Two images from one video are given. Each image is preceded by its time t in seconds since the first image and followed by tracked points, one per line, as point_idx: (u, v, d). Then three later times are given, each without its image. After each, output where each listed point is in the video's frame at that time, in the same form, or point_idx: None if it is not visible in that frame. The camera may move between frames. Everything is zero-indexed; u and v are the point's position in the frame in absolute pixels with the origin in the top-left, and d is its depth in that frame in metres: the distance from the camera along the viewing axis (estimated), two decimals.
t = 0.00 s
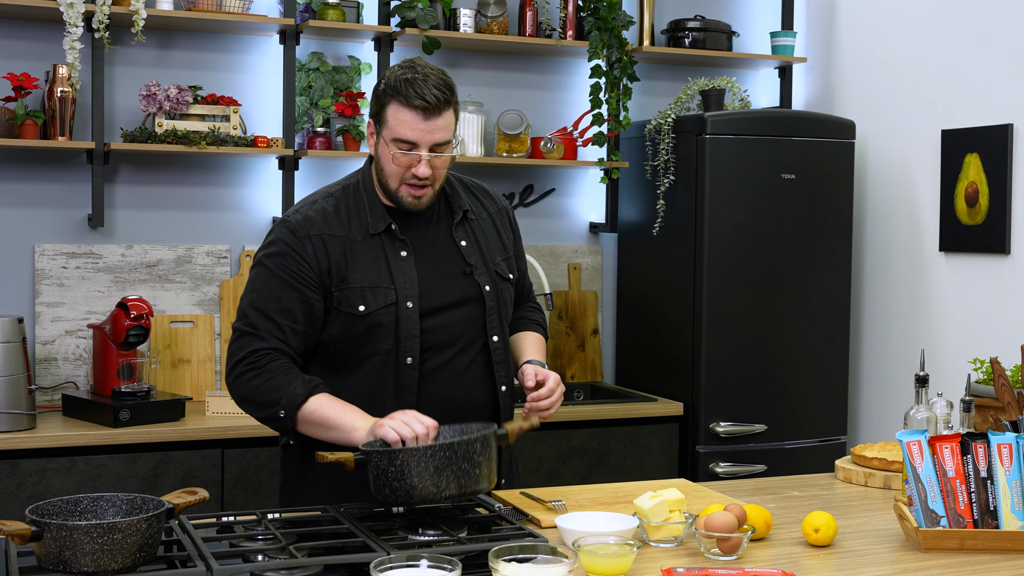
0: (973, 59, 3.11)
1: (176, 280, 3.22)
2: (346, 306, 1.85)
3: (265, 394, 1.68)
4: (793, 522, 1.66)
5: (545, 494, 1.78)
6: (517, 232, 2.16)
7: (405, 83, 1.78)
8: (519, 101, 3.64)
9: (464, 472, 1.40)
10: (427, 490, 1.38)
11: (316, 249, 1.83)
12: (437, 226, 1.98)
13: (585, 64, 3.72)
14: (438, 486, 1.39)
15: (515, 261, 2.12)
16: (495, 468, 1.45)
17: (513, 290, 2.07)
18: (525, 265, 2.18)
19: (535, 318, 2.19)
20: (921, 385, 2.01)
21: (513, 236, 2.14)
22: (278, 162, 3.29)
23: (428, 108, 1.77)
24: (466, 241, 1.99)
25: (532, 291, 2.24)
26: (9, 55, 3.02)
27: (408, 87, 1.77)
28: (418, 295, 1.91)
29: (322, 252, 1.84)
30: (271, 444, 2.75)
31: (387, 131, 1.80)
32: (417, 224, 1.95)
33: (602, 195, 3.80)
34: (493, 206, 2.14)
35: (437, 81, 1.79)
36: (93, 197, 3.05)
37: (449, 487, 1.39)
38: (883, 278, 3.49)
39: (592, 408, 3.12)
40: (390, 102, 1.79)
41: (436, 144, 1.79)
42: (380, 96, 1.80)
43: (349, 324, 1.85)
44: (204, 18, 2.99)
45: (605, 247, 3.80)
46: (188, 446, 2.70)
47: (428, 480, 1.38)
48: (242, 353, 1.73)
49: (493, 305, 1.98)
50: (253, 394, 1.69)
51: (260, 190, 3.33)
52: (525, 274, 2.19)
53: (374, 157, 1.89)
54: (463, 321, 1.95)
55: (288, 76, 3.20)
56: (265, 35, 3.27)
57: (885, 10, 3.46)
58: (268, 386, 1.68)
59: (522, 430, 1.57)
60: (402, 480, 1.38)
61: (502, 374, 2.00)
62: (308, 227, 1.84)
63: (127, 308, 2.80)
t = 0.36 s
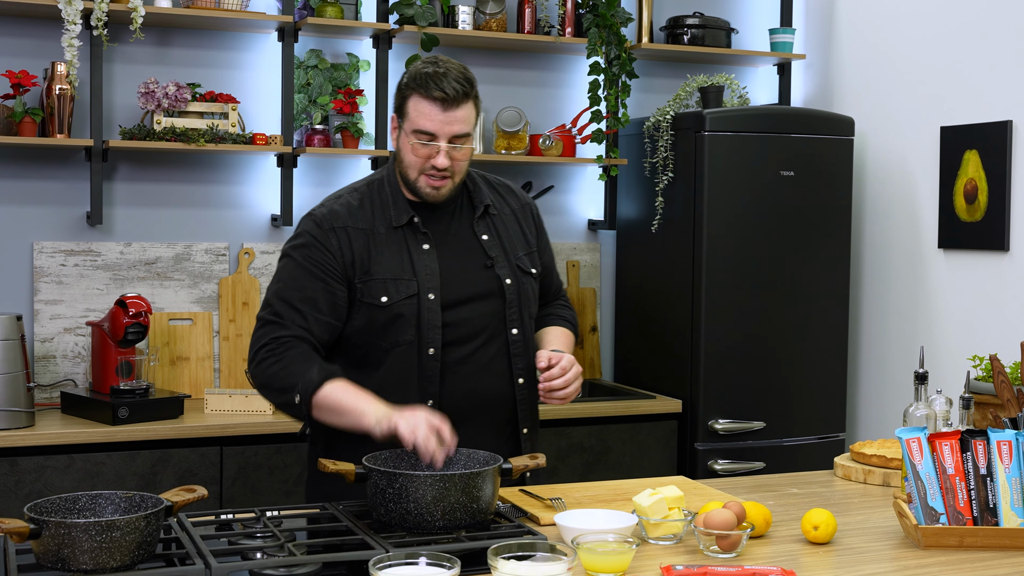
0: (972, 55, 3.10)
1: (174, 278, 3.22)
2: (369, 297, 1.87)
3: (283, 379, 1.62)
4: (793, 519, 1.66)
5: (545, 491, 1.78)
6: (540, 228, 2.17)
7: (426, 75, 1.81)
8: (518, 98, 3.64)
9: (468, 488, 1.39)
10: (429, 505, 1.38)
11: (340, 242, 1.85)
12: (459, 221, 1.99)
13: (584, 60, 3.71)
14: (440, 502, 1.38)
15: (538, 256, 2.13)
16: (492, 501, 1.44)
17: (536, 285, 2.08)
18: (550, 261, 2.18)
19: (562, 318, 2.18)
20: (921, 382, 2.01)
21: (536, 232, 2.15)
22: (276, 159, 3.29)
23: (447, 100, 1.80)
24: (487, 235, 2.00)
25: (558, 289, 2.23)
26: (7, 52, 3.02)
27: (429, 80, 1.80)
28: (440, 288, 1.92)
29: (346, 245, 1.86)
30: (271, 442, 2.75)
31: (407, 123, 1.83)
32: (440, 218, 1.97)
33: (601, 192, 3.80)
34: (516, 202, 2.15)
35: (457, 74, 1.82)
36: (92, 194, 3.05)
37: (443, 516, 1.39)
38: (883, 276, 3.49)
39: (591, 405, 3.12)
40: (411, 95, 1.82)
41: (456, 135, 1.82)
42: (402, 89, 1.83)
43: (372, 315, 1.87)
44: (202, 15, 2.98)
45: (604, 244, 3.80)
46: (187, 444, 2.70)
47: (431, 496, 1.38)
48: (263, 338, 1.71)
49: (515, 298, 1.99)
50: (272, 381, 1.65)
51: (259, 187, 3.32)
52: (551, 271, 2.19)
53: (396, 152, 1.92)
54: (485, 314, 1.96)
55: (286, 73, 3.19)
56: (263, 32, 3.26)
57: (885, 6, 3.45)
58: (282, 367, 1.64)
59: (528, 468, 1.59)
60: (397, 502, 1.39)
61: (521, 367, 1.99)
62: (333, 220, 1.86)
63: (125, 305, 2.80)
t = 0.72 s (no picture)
0: (969, 52, 3.10)
1: (170, 275, 3.22)
2: (414, 281, 1.95)
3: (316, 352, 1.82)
4: (788, 516, 1.67)
5: (540, 488, 1.78)
6: (606, 238, 2.16)
7: (501, 84, 1.80)
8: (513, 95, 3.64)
9: (464, 484, 1.39)
10: (425, 502, 1.38)
11: (393, 226, 1.96)
12: (516, 220, 2.03)
13: (580, 57, 3.71)
14: (437, 498, 1.38)
15: (600, 264, 2.12)
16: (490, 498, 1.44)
17: (592, 293, 2.09)
18: (618, 272, 2.16)
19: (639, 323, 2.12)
20: (916, 378, 2.01)
21: (601, 240, 2.14)
22: (272, 156, 3.29)
23: (515, 115, 1.79)
24: (543, 238, 2.03)
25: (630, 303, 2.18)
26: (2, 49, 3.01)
27: (501, 90, 1.80)
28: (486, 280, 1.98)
29: (399, 230, 1.96)
30: (266, 439, 2.75)
31: (476, 127, 1.84)
32: (499, 217, 2.02)
33: (597, 189, 3.79)
34: (584, 210, 2.14)
35: (531, 89, 1.80)
36: (87, 191, 3.04)
37: (438, 513, 1.39)
38: (879, 273, 3.49)
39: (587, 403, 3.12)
40: (483, 100, 1.83)
41: (518, 148, 1.82)
42: (478, 91, 1.83)
43: (416, 299, 1.95)
44: (196, 12, 2.98)
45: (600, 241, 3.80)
46: (183, 441, 2.70)
47: (427, 492, 1.38)
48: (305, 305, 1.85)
49: (561, 303, 2.02)
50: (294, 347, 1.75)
51: (254, 184, 3.32)
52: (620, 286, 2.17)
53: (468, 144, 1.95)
54: (528, 314, 2.00)
55: (282, 70, 3.19)
56: (258, 29, 3.26)
57: (881, 3, 3.46)
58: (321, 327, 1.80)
59: (524, 466, 1.59)
60: (391, 501, 1.38)
61: (566, 372, 2.02)
62: (391, 204, 1.97)
63: (121, 303, 2.80)
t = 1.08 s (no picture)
0: (962, 48, 3.11)
1: (162, 272, 3.21)
2: (441, 276, 2.01)
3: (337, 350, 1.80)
4: (781, 512, 1.67)
5: (533, 485, 1.78)
6: (642, 242, 2.19)
7: (548, 97, 1.83)
8: (505, 91, 3.63)
9: (456, 481, 1.39)
10: (417, 499, 1.38)
11: (430, 217, 2.01)
12: (546, 224, 2.07)
13: (572, 53, 3.71)
14: (428, 495, 1.38)
15: (631, 270, 2.16)
16: (482, 495, 1.44)
17: (618, 299, 2.13)
18: (649, 275, 2.18)
19: (697, 326, 2.12)
20: (909, 375, 2.02)
21: (635, 244, 2.18)
22: (264, 153, 3.28)
23: (557, 130, 1.82)
24: (570, 244, 2.07)
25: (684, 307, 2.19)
26: None
27: (547, 102, 1.82)
28: (511, 281, 2.03)
29: (434, 222, 2.02)
30: (259, 436, 2.75)
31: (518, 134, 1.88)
32: (531, 219, 2.06)
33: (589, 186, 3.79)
34: (619, 214, 2.17)
35: (577, 105, 1.82)
36: (78, 188, 3.03)
37: (430, 511, 1.38)
38: (872, 270, 3.50)
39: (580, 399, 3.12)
40: (529, 109, 1.86)
41: (555, 162, 1.86)
42: (526, 100, 1.87)
43: (442, 294, 2.01)
44: (187, 8, 2.97)
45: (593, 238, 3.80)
46: (176, 439, 2.69)
47: (419, 489, 1.38)
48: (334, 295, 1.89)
49: (582, 310, 2.07)
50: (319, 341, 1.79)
51: (247, 181, 3.31)
52: (662, 290, 2.18)
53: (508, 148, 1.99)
54: (549, 317, 2.05)
55: (273, 67, 3.18)
56: (250, 25, 3.25)
57: None
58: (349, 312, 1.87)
59: (516, 462, 1.59)
60: (385, 497, 1.39)
61: (586, 377, 2.08)
62: (430, 196, 2.02)
63: (112, 300, 2.79)
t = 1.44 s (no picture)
0: (950, 45, 3.12)
1: (150, 269, 3.20)
2: (451, 269, 2.01)
3: (336, 337, 1.75)
4: (770, 508, 1.67)
5: (523, 481, 1.78)
6: (652, 245, 2.18)
7: (571, 97, 1.83)
8: (495, 88, 3.63)
9: (445, 479, 1.38)
10: (406, 496, 1.37)
11: (444, 208, 2.01)
12: (557, 223, 2.07)
13: (562, 50, 3.71)
14: (417, 493, 1.37)
15: (640, 272, 2.16)
16: (471, 492, 1.44)
17: (627, 301, 2.12)
18: (657, 277, 2.18)
19: (693, 330, 2.13)
20: (898, 371, 2.02)
21: (644, 247, 2.17)
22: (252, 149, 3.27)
23: (579, 129, 1.83)
24: (580, 245, 2.07)
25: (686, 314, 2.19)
26: None
27: (570, 102, 1.83)
28: (521, 279, 2.03)
29: (448, 214, 2.01)
30: (248, 434, 2.74)
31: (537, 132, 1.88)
32: (543, 218, 2.06)
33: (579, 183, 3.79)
34: (629, 214, 2.17)
35: (600, 106, 1.83)
36: (66, 185, 3.01)
37: (419, 508, 1.38)
38: (862, 267, 3.51)
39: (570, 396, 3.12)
40: (551, 108, 1.86)
41: (573, 162, 1.87)
42: (547, 98, 1.87)
43: (451, 287, 2.01)
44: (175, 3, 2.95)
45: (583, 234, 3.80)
46: (164, 437, 2.68)
47: (408, 487, 1.37)
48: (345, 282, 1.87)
49: (591, 311, 2.07)
50: (328, 331, 1.77)
51: (236, 178, 3.30)
52: (667, 296, 2.19)
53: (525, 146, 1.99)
54: (557, 317, 2.05)
55: (262, 63, 3.17)
56: (238, 21, 3.24)
57: None
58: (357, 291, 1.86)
59: (506, 459, 1.59)
60: (374, 494, 1.38)
61: (593, 379, 2.08)
62: (445, 186, 2.01)
63: (100, 297, 2.79)
